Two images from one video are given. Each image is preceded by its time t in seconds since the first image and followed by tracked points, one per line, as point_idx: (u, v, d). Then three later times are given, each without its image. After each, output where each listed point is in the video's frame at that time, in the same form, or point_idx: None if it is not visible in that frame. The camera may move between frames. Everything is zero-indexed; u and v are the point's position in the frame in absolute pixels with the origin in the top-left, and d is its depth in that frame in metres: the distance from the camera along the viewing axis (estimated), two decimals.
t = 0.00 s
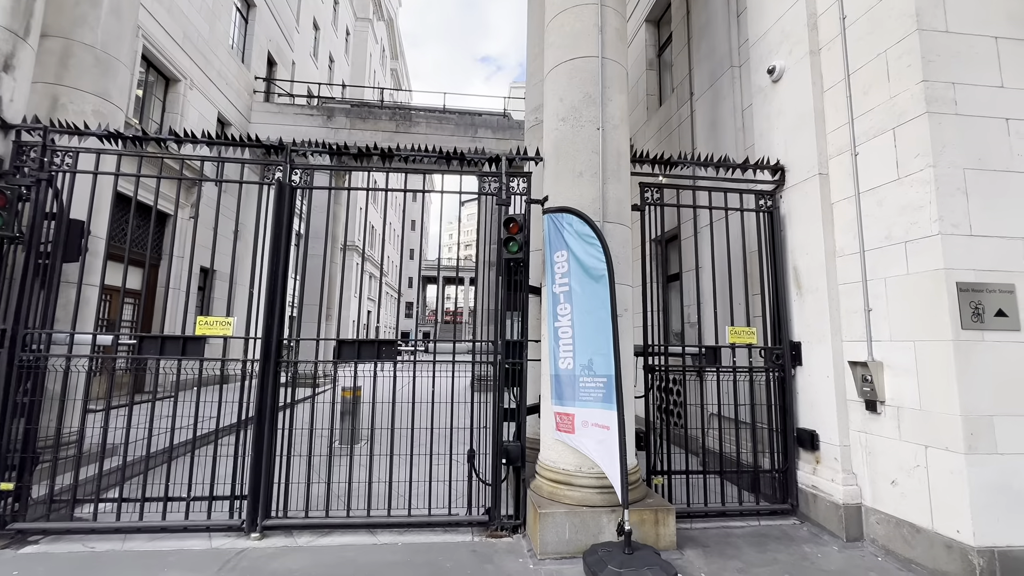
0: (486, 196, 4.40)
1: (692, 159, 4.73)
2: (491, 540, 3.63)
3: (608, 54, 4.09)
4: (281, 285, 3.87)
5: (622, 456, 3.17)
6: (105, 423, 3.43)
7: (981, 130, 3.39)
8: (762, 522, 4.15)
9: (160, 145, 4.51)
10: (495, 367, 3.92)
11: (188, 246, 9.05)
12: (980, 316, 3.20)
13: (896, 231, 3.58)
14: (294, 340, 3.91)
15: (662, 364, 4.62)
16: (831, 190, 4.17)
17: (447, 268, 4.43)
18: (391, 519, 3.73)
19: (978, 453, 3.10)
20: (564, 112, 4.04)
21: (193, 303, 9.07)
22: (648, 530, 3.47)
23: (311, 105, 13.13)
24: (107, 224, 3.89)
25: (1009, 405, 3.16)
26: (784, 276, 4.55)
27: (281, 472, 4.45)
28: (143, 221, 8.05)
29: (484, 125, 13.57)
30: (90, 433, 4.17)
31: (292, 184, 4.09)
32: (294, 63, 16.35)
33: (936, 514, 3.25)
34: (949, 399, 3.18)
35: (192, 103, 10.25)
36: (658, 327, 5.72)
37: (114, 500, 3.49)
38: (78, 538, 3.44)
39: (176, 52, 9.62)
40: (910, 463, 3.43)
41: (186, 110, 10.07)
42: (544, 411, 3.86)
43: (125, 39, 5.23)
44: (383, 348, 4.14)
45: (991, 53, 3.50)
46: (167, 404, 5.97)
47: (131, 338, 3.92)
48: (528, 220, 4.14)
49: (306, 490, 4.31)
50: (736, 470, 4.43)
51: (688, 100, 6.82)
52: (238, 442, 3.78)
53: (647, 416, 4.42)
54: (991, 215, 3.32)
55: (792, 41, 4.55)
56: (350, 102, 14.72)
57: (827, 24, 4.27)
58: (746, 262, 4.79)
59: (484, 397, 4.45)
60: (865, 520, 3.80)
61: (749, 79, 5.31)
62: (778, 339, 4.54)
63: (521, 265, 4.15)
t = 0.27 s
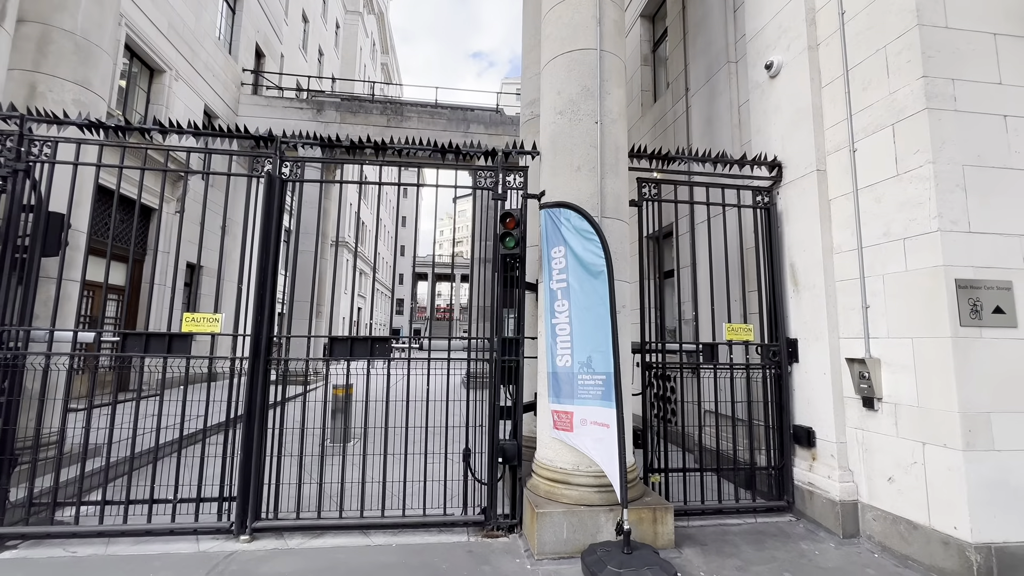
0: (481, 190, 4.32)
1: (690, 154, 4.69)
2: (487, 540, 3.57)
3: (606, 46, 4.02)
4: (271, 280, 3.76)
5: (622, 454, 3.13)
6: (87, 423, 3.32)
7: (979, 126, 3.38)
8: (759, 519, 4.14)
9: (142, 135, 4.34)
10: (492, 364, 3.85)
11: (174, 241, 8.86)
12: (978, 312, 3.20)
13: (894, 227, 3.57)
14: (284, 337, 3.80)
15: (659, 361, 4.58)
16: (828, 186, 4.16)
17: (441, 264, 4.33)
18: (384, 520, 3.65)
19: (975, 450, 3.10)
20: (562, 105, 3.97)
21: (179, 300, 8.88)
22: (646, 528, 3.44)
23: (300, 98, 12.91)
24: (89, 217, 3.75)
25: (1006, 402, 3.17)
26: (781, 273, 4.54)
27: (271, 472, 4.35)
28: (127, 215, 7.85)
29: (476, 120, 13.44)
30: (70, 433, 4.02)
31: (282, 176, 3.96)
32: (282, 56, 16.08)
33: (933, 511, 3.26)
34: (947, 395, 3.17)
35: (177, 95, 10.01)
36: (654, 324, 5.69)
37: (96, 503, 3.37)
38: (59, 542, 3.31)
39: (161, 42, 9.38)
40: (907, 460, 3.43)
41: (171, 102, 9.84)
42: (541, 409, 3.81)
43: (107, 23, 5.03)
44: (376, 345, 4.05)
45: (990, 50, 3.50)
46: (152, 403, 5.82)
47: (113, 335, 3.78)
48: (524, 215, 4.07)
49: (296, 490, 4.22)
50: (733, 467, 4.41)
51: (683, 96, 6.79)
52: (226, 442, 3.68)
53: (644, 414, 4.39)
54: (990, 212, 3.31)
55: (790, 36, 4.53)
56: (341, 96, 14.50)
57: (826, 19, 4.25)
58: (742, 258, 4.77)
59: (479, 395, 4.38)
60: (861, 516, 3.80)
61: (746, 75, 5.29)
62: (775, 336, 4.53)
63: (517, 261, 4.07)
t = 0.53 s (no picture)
0: (476, 184, 4.25)
1: (686, 150, 4.66)
2: (482, 539, 3.52)
3: (603, 39, 3.97)
4: (260, 275, 3.66)
5: (620, 452, 3.09)
6: (67, 423, 3.19)
7: (975, 123, 3.39)
8: (754, 516, 4.14)
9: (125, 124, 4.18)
10: (487, 361, 3.79)
11: (159, 236, 8.66)
12: (974, 309, 3.21)
13: (891, 224, 3.57)
14: (274, 334, 3.70)
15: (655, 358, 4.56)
16: (824, 183, 4.17)
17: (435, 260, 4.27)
18: (378, 520, 3.57)
19: (970, 446, 3.11)
20: (559, 98, 3.91)
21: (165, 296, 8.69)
22: (643, 526, 3.41)
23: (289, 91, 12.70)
24: (67, 208, 3.59)
25: (1000, 398, 3.18)
26: (776, 269, 4.54)
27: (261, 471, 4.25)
28: (109, 209, 7.65)
29: (468, 116, 13.32)
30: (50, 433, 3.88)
31: (271, 169, 3.85)
32: (271, 48, 15.82)
33: (927, 506, 3.27)
34: (943, 392, 3.18)
35: (162, 86, 9.77)
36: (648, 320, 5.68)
37: (77, 505, 3.25)
38: (38, 547, 3.19)
39: (144, 31, 9.14)
40: (903, 456, 3.44)
41: (155, 93, 9.60)
42: (537, 407, 3.76)
43: (81, 15, 5.42)
44: (369, 342, 3.96)
45: (986, 47, 3.50)
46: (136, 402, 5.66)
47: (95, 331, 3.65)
48: (520, 209, 4.00)
49: (287, 491, 4.12)
50: (728, 464, 4.41)
51: (677, 92, 6.77)
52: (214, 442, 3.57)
53: (640, 411, 4.37)
54: (985, 209, 3.32)
55: (787, 32, 4.51)
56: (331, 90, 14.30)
57: (822, 15, 4.24)
58: (738, 255, 4.76)
59: (474, 392, 4.32)
60: (856, 512, 3.82)
61: (741, 71, 5.27)
62: (770, 333, 4.53)
63: (513, 256, 4.00)
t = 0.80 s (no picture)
0: (468, 178, 4.16)
1: (681, 144, 4.62)
2: (474, 539, 3.45)
3: (598, 30, 3.90)
4: (245, 269, 3.53)
5: (615, 449, 3.04)
6: (39, 423, 3.05)
7: (969, 120, 3.39)
8: (746, 513, 4.13)
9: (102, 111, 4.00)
10: (479, 358, 3.71)
11: (141, 230, 8.43)
12: (967, 305, 3.21)
13: (885, 219, 3.56)
14: (258, 330, 3.59)
15: (649, 354, 4.52)
16: (818, 179, 4.16)
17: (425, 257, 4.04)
18: (366, 521, 3.48)
19: (963, 442, 3.11)
20: (553, 90, 3.83)
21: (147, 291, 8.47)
22: (637, 525, 3.37)
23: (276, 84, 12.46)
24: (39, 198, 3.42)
25: (992, 394, 3.19)
26: (769, 266, 4.53)
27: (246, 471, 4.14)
28: (88, 201, 7.41)
29: (459, 111, 13.19)
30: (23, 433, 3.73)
31: (256, 159, 3.71)
32: (257, 39, 15.51)
33: (920, 502, 3.27)
34: (936, 388, 3.18)
35: (143, 76, 9.50)
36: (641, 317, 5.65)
37: (50, 508, 3.11)
38: (8, 552, 3.05)
39: (125, 19, 8.87)
40: (895, 452, 3.45)
41: (136, 83, 9.33)
42: (530, 404, 3.70)
43: None
44: (357, 338, 3.86)
45: (980, 43, 3.50)
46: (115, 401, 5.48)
47: (69, 327, 3.50)
48: (513, 203, 3.92)
49: (272, 491, 4.01)
50: (720, 460, 4.39)
51: (670, 88, 6.75)
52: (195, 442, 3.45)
53: (634, 407, 4.33)
54: (979, 205, 3.33)
55: (782, 27, 4.49)
56: (319, 83, 14.06)
57: (817, 10, 4.22)
58: (732, 251, 4.74)
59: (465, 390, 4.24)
60: (848, 508, 3.82)
61: (735, 66, 5.25)
62: (763, 329, 4.52)
63: (506, 251, 3.92)
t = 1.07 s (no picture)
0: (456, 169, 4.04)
1: (672, 138, 4.56)
2: (461, 541, 3.35)
3: (590, 19, 3.81)
4: (221, 261, 3.38)
5: (606, 448, 2.96)
6: None
7: (962, 115, 3.37)
8: (736, 511, 4.09)
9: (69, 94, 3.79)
10: (466, 355, 3.60)
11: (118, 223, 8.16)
12: (959, 301, 3.19)
13: (878, 215, 3.54)
14: (235, 325, 3.44)
15: (639, 351, 4.46)
16: (810, 174, 4.12)
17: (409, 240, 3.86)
18: (349, 524, 3.36)
19: (954, 438, 3.09)
20: (543, 79, 3.73)
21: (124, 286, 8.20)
22: (627, 525, 3.30)
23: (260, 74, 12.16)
24: None
25: (983, 390, 3.18)
26: (760, 261, 4.49)
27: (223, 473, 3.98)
28: (60, 192, 7.13)
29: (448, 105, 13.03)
30: None
31: (233, 147, 3.54)
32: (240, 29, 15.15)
33: (911, 499, 3.25)
34: (928, 385, 3.16)
35: (120, 64, 9.19)
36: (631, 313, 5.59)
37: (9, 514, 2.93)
38: None
39: (100, 3, 8.56)
40: (886, 449, 3.43)
41: (112, 70, 9.02)
42: (519, 402, 3.60)
43: None
44: (339, 334, 3.73)
45: (973, 38, 3.48)
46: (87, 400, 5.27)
47: (32, 322, 3.31)
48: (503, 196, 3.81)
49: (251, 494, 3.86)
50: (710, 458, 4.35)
51: (661, 82, 6.69)
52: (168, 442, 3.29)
53: (624, 405, 4.26)
54: (970, 201, 3.31)
55: (774, 20, 4.45)
56: (304, 74, 13.77)
57: (811, 3, 4.18)
58: (723, 246, 4.69)
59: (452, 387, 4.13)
60: (838, 505, 3.80)
61: (727, 60, 5.20)
62: (754, 325, 4.48)
63: (494, 245, 3.81)
